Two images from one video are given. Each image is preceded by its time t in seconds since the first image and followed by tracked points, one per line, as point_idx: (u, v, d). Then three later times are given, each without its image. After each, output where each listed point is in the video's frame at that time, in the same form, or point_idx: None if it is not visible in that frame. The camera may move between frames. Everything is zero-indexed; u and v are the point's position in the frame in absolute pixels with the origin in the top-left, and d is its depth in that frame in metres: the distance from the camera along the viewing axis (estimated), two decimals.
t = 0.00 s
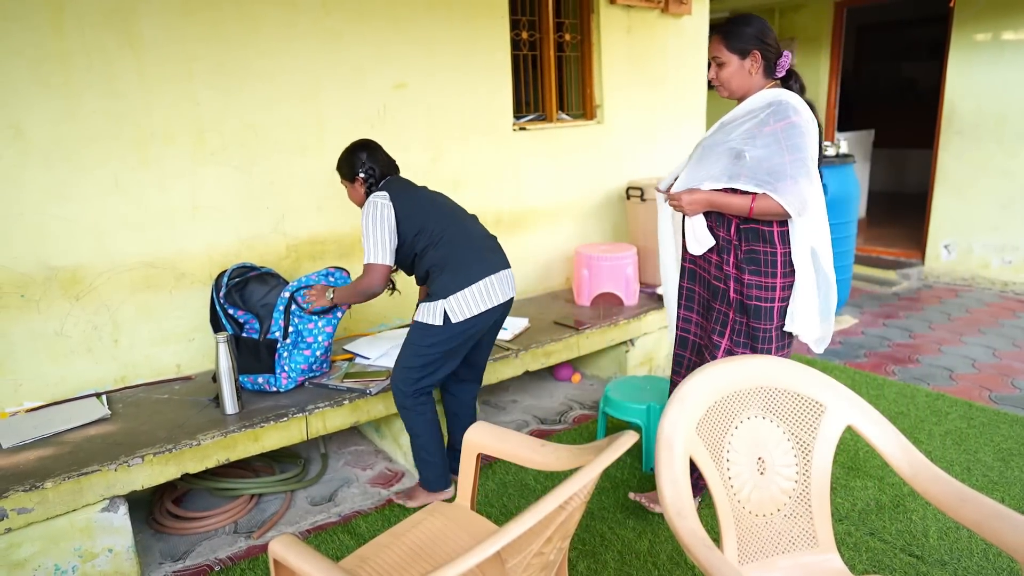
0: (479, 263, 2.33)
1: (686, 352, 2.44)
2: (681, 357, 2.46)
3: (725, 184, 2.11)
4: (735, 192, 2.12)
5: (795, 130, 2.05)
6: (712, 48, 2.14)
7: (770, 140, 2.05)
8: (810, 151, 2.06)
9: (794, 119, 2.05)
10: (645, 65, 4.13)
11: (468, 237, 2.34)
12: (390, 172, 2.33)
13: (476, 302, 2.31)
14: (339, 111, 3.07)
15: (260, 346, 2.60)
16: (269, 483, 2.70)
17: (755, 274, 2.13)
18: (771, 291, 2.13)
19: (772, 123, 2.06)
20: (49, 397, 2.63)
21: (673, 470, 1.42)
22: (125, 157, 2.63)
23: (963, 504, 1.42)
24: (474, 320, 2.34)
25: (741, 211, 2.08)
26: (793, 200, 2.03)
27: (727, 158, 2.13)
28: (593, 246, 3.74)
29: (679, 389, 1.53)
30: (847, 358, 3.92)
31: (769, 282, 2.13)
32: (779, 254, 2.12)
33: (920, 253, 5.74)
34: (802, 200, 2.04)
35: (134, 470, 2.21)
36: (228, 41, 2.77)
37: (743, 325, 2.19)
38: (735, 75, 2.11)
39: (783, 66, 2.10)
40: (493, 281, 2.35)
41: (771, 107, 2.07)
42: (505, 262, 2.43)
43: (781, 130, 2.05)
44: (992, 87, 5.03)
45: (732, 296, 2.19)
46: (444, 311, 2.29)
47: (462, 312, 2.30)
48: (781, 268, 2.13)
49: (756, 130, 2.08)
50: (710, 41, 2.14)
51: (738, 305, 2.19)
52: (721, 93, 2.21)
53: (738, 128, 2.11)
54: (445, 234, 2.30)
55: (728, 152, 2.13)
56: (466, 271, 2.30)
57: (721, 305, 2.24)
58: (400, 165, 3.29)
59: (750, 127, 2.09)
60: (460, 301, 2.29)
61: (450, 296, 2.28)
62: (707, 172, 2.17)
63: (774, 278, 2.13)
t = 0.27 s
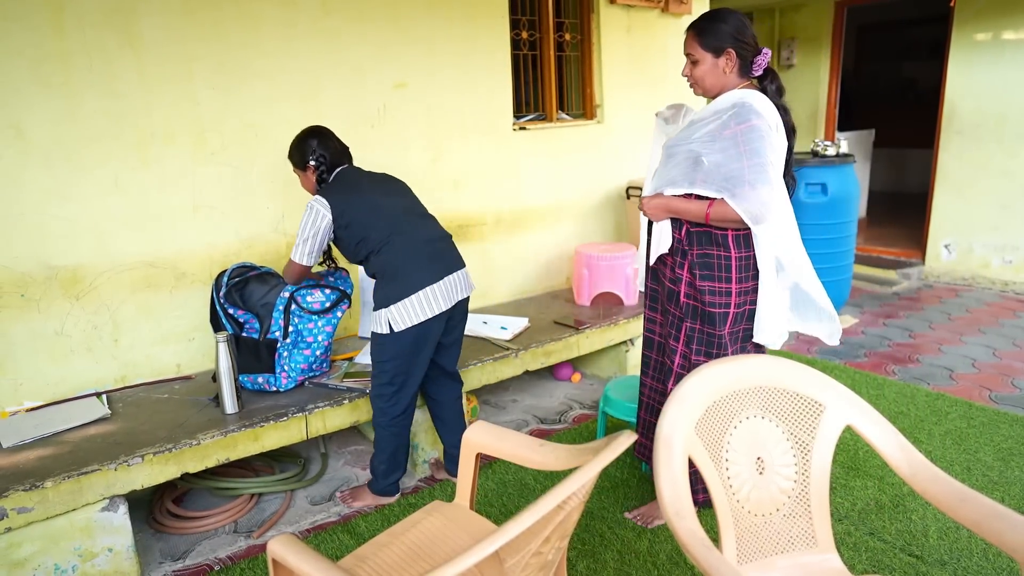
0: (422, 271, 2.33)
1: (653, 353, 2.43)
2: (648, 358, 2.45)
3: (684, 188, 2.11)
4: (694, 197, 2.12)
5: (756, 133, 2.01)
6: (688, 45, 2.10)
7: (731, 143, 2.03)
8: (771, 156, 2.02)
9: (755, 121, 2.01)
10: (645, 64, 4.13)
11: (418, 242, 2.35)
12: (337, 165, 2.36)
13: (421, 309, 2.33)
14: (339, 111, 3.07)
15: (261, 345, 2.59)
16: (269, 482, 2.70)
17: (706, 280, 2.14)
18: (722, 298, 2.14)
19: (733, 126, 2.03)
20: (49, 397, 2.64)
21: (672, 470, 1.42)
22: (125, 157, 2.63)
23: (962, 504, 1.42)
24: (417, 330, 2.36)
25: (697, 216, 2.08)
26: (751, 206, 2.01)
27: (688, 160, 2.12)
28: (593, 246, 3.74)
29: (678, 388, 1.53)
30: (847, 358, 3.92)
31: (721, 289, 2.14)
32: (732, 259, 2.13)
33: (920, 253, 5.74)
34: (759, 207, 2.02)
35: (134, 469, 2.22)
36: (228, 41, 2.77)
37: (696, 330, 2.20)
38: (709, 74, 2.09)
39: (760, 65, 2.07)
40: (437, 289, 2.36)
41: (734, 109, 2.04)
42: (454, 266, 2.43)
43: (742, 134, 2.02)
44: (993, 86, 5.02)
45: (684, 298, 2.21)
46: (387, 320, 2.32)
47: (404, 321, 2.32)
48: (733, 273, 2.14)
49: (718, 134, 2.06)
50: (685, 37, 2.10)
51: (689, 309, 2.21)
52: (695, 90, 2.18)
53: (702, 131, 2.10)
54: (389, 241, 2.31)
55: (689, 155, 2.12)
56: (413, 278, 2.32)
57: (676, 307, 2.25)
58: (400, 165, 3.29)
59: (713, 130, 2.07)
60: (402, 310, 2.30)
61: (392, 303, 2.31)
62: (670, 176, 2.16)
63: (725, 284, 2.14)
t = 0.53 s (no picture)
0: (385, 272, 2.33)
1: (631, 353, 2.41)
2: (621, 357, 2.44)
3: (654, 190, 2.09)
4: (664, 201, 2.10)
5: (730, 139, 1.97)
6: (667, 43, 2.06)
7: (705, 147, 2.00)
8: (745, 163, 1.98)
9: (732, 127, 1.97)
10: (645, 64, 4.13)
11: (383, 242, 2.34)
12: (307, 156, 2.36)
13: (382, 310, 2.33)
14: (339, 111, 3.07)
15: (262, 347, 2.59)
16: (268, 482, 2.70)
17: (679, 282, 2.12)
18: (695, 301, 2.11)
19: (709, 129, 2.00)
20: (49, 397, 2.64)
21: (670, 470, 1.42)
22: (125, 157, 2.63)
23: (961, 504, 1.42)
24: (376, 329, 2.35)
25: (665, 220, 2.06)
26: (716, 214, 1.99)
27: (661, 163, 2.10)
28: (593, 245, 3.74)
29: (677, 388, 1.53)
30: (847, 358, 3.92)
31: (693, 292, 2.11)
32: (705, 262, 2.10)
33: (921, 253, 5.73)
34: (725, 215, 1.99)
35: (134, 469, 2.22)
36: (228, 41, 2.77)
37: (669, 335, 2.18)
38: (686, 73, 2.04)
39: (739, 64, 2.03)
40: (399, 289, 2.35)
41: (712, 112, 2.00)
42: (419, 269, 2.43)
43: (717, 139, 1.98)
44: (993, 86, 5.02)
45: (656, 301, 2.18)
46: (348, 318, 2.33)
47: (363, 320, 2.31)
48: (707, 277, 2.10)
49: (694, 137, 2.02)
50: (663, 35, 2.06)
51: (662, 312, 2.19)
52: (675, 90, 2.13)
53: (678, 132, 2.07)
54: (355, 239, 2.31)
55: (663, 157, 2.10)
56: (374, 277, 2.31)
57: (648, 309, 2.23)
58: (400, 165, 3.29)
59: (689, 132, 2.04)
60: (361, 309, 2.30)
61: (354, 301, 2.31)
62: (643, 176, 2.14)
63: (698, 287, 2.11)
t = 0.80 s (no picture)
0: (387, 271, 2.33)
1: (614, 362, 2.42)
2: (602, 364, 2.44)
3: (657, 201, 2.03)
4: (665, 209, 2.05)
5: (735, 146, 1.94)
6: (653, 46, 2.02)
7: (709, 155, 1.96)
8: (748, 169, 1.97)
9: (735, 133, 1.94)
10: (645, 64, 4.13)
11: (385, 242, 2.35)
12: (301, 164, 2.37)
13: (386, 309, 2.33)
14: (339, 112, 3.07)
15: (261, 348, 2.59)
16: (267, 483, 2.70)
17: (674, 289, 2.09)
18: (691, 308, 2.08)
19: (712, 135, 1.96)
20: (49, 397, 2.64)
21: (669, 470, 1.42)
22: (125, 157, 2.63)
23: (958, 505, 1.42)
24: (381, 328, 2.35)
25: (671, 231, 2.03)
26: (726, 222, 1.96)
27: (662, 171, 2.04)
28: (592, 245, 3.74)
29: (676, 389, 1.53)
30: (847, 359, 3.92)
31: (690, 299, 2.08)
32: (703, 267, 2.07)
33: (921, 253, 5.73)
34: (733, 224, 1.97)
35: (133, 469, 2.22)
36: (227, 41, 2.77)
37: (664, 343, 2.15)
38: (674, 77, 2.00)
39: (727, 67, 1.99)
40: (402, 288, 2.35)
41: (714, 118, 1.96)
42: (421, 266, 2.44)
43: (721, 146, 1.95)
44: (994, 86, 5.01)
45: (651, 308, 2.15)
46: (353, 318, 2.31)
47: (369, 319, 2.31)
48: (704, 282, 2.07)
49: (696, 144, 1.98)
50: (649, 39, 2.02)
51: (656, 320, 2.16)
52: (664, 94, 2.09)
53: (678, 139, 2.01)
54: (357, 237, 2.32)
55: (663, 164, 2.04)
56: (378, 276, 2.32)
57: (642, 317, 2.20)
58: (400, 165, 3.29)
59: (690, 139, 1.99)
60: (366, 308, 2.30)
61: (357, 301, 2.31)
62: (643, 185, 2.08)
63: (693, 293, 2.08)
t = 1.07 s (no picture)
0: (395, 267, 2.34)
1: (609, 374, 2.37)
2: (589, 377, 2.39)
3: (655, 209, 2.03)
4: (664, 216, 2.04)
5: (729, 147, 1.96)
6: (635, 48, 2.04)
7: (704, 158, 1.97)
8: (744, 170, 1.98)
9: (728, 135, 1.96)
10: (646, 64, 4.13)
11: (392, 239, 2.36)
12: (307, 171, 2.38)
13: (395, 305, 2.33)
14: (338, 112, 3.08)
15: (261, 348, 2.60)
16: (267, 482, 2.70)
17: (674, 291, 2.08)
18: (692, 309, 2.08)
19: (705, 139, 1.97)
20: (49, 396, 2.64)
21: (667, 470, 1.42)
22: (124, 157, 2.64)
23: (957, 504, 1.42)
24: (390, 324, 2.36)
25: (673, 238, 2.02)
26: (727, 223, 1.97)
27: (658, 178, 2.04)
28: (592, 245, 3.74)
29: (674, 389, 1.53)
30: (847, 359, 3.92)
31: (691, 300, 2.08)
32: (700, 268, 2.07)
33: (922, 253, 5.73)
34: (734, 226, 1.98)
35: (132, 468, 2.22)
36: (227, 40, 2.77)
37: (666, 344, 2.15)
38: (655, 79, 2.03)
39: (708, 67, 1.99)
40: (409, 284, 2.36)
41: (705, 122, 1.98)
42: (428, 263, 2.44)
43: (716, 149, 1.96)
44: (995, 86, 5.01)
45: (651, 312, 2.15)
46: (362, 315, 2.31)
47: (378, 316, 2.31)
48: (701, 282, 2.07)
49: (690, 149, 1.99)
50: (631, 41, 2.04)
51: (657, 322, 2.15)
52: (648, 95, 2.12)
53: (671, 146, 2.02)
54: (364, 235, 2.33)
55: (657, 172, 2.05)
56: (386, 273, 2.32)
57: (642, 321, 2.19)
58: (400, 165, 3.29)
59: (684, 145, 2.00)
60: (375, 305, 2.30)
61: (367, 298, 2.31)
62: (638, 195, 2.07)
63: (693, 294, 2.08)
